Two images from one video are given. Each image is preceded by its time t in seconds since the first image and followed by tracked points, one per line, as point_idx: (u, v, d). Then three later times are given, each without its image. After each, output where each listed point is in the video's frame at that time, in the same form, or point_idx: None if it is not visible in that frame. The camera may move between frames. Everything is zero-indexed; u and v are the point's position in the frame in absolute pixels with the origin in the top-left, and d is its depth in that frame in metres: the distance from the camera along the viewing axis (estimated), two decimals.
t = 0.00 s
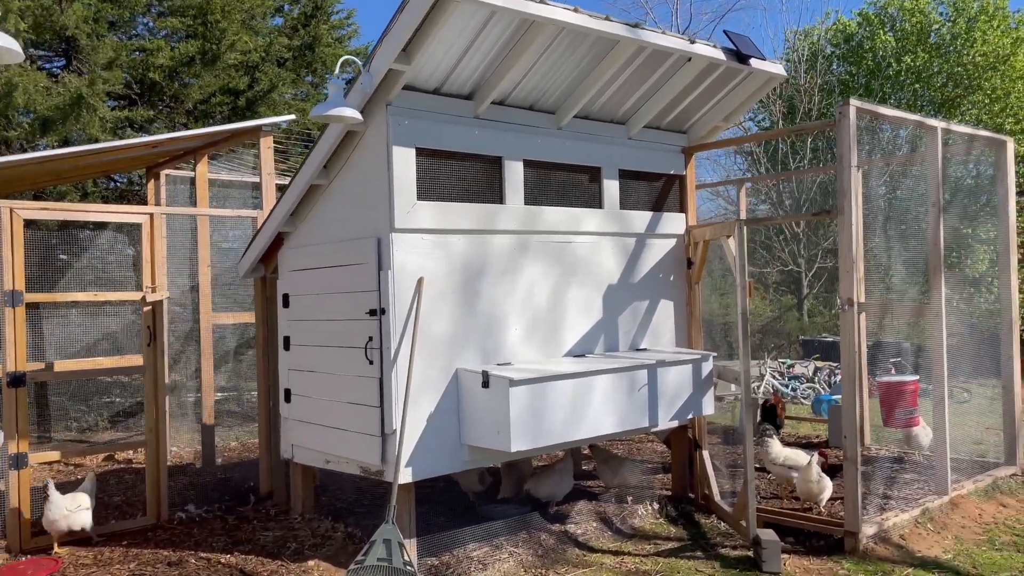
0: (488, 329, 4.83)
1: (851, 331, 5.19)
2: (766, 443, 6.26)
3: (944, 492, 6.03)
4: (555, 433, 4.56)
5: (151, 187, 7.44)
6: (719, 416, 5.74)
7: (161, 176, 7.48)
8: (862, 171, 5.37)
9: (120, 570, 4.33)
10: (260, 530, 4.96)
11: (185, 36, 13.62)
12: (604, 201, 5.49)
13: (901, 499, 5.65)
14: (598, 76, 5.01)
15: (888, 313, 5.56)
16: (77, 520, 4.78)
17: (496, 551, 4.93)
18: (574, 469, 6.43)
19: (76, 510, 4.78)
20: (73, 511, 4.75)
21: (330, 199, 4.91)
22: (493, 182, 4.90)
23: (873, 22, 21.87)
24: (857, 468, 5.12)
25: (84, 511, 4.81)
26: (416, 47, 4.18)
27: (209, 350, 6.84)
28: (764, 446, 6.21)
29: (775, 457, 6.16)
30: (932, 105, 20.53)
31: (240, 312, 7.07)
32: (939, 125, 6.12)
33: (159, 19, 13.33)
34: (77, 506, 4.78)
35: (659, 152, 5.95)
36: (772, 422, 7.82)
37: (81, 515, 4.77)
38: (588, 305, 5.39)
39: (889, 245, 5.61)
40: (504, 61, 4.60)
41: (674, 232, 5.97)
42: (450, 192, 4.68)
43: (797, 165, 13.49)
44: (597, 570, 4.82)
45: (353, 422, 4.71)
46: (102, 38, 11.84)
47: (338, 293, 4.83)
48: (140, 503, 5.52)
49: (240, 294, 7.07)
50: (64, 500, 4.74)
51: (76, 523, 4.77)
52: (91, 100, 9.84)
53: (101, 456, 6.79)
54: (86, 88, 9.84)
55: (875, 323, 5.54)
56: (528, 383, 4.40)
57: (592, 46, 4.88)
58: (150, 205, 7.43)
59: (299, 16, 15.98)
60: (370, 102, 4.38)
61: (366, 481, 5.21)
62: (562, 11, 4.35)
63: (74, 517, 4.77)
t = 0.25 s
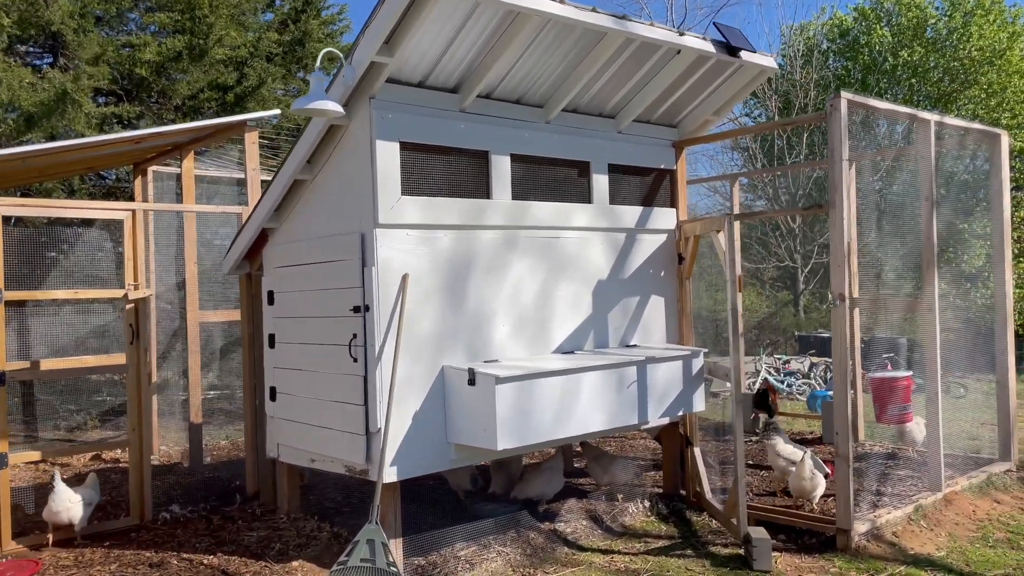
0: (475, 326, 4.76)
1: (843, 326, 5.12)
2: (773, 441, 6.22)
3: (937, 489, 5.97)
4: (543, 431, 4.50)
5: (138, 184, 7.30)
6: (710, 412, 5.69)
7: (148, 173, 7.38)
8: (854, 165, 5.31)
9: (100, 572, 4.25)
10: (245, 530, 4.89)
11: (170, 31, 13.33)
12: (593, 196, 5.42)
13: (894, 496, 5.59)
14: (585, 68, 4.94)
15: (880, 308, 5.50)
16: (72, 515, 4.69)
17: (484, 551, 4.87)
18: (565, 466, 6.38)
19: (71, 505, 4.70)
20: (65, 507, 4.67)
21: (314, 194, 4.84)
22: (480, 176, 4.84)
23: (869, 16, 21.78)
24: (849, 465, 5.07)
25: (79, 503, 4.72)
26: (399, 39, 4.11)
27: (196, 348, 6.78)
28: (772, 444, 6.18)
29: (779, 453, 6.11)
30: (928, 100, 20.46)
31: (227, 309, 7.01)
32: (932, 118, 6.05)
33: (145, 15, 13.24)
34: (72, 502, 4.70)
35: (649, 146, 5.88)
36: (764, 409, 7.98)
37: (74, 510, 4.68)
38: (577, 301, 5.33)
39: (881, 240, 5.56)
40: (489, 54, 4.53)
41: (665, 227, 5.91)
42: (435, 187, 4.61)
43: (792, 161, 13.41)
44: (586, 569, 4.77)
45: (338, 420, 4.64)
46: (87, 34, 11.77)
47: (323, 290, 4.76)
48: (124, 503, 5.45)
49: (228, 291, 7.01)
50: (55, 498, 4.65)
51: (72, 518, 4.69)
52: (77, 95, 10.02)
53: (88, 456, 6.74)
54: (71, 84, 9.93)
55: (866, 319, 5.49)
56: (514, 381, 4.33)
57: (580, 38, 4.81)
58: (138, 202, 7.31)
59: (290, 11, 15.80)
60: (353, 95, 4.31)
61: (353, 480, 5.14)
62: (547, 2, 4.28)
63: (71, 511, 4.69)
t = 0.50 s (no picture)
0: (464, 325, 4.69)
1: (838, 324, 5.04)
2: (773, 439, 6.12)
3: (935, 487, 5.90)
4: (533, 431, 4.43)
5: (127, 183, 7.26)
6: (705, 412, 5.61)
7: (137, 172, 7.32)
8: (849, 160, 5.23)
9: None
10: (232, 534, 4.82)
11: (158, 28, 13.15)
12: (585, 193, 5.35)
13: (891, 495, 5.52)
14: (576, 63, 4.87)
15: (875, 305, 5.42)
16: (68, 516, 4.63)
17: (475, 553, 4.81)
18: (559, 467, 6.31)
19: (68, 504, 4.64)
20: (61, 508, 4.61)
21: (301, 192, 4.76)
22: (469, 173, 4.76)
23: (866, 12, 21.68)
24: (844, 464, 4.99)
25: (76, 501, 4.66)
26: (383, 34, 4.03)
27: (185, 348, 6.71)
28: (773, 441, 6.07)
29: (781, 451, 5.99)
30: (926, 96, 20.35)
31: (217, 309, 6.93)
32: (928, 112, 5.98)
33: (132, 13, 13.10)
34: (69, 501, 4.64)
35: (642, 142, 5.81)
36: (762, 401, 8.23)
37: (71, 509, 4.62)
38: (569, 300, 5.26)
39: (877, 236, 5.48)
40: (477, 49, 4.46)
41: (658, 224, 5.84)
42: (423, 184, 4.54)
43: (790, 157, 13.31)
44: (579, 571, 4.69)
45: (325, 422, 4.57)
46: (74, 33, 11.67)
47: (310, 290, 4.69)
48: (111, 507, 5.37)
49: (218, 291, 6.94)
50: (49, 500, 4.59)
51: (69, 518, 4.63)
52: (63, 95, 9.98)
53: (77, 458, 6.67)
54: (58, 83, 9.99)
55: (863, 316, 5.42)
56: (504, 381, 4.26)
57: (570, 33, 4.74)
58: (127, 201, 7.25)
59: (281, 8, 15.61)
60: (337, 91, 4.23)
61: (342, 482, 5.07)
62: None
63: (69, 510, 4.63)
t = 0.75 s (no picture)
0: (456, 327, 4.63)
1: (835, 323, 4.98)
2: (772, 437, 6.14)
3: (935, 487, 5.84)
4: (526, 434, 4.37)
5: (119, 186, 7.25)
6: (701, 412, 5.56)
7: (129, 174, 7.29)
8: (845, 157, 5.16)
9: None
10: (223, 540, 4.77)
11: (152, 30, 12.92)
12: (579, 192, 5.29)
13: (890, 495, 5.46)
14: (567, 61, 4.82)
15: (873, 303, 5.36)
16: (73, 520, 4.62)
17: (468, 558, 4.79)
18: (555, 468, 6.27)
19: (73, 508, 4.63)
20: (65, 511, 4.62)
21: (290, 193, 4.71)
22: (460, 173, 4.70)
23: (866, 10, 21.56)
24: (842, 464, 4.94)
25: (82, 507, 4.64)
26: (370, 32, 3.97)
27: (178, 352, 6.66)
28: (772, 441, 6.08)
29: (782, 450, 6.03)
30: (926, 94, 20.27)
31: (210, 312, 6.89)
32: (925, 108, 5.92)
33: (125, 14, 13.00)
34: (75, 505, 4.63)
35: (636, 141, 5.76)
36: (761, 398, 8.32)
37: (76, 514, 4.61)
38: (563, 300, 5.20)
39: (874, 234, 5.42)
40: (467, 46, 4.41)
41: (653, 223, 5.79)
42: (412, 185, 4.48)
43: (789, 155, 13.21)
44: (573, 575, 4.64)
45: (316, 426, 4.51)
46: (66, 35, 11.61)
47: (299, 292, 4.63)
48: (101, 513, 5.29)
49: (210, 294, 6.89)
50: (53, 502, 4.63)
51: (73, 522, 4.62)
52: (54, 97, 9.93)
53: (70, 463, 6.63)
54: (47, 85, 9.97)
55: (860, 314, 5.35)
56: (496, 383, 4.21)
57: (560, 30, 4.69)
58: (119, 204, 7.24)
59: (276, 9, 15.50)
60: (325, 91, 4.18)
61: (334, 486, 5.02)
62: None
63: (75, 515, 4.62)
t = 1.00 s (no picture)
0: (449, 331, 4.60)
1: (831, 324, 4.94)
2: (774, 441, 6.25)
3: (936, 490, 5.77)
4: (520, 438, 4.34)
5: (117, 193, 7.25)
6: (699, 415, 5.51)
7: (127, 181, 7.29)
8: (841, 157, 5.12)
9: None
10: (217, 547, 4.76)
11: (151, 35, 12.94)
12: (573, 194, 5.26)
13: (890, 498, 5.40)
14: (559, 63, 4.79)
15: (871, 304, 5.31)
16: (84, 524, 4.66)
17: (464, 562, 4.81)
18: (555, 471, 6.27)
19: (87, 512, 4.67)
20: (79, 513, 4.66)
21: (282, 198, 4.69)
22: (452, 176, 4.68)
23: (870, 9, 21.40)
24: (840, 467, 4.89)
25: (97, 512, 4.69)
26: (359, 35, 3.96)
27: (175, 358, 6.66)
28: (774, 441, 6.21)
29: (785, 451, 6.13)
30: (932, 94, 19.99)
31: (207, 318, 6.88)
32: (923, 107, 5.87)
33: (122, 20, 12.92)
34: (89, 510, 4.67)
35: (632, 142, 5.73)
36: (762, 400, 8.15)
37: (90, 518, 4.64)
38: (558, 303, 5.17)
39: (872, 234, 5.37)
40: (457, 49, 4.39)
41: (649, 225, 5.75)
42: (404, 188, 4.46)
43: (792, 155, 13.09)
44: None
45: (309, 432, 4.50)
46: (63, 42, 11.57)
47: (292, 297, 4.62)
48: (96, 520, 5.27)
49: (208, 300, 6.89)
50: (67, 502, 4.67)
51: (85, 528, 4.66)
52: (51, 104, 9.90)
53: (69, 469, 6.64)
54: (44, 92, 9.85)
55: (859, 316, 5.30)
56: (488, 387, 4.18)
57: (552, 32, 4.66)
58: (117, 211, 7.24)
59: (275, 14, 15.44)
60: (315, 95, 4.16)
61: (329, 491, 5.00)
62: None
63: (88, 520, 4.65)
